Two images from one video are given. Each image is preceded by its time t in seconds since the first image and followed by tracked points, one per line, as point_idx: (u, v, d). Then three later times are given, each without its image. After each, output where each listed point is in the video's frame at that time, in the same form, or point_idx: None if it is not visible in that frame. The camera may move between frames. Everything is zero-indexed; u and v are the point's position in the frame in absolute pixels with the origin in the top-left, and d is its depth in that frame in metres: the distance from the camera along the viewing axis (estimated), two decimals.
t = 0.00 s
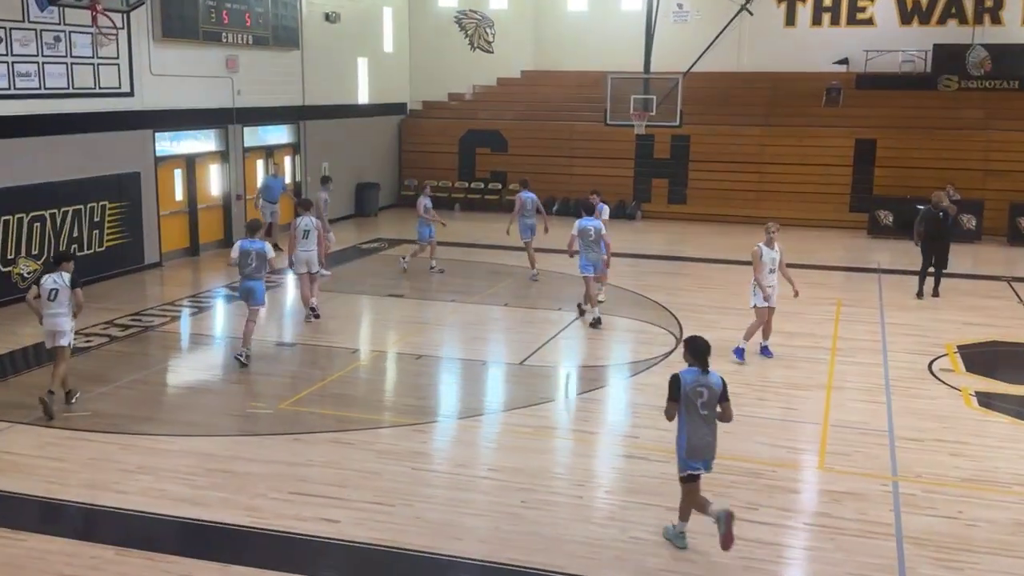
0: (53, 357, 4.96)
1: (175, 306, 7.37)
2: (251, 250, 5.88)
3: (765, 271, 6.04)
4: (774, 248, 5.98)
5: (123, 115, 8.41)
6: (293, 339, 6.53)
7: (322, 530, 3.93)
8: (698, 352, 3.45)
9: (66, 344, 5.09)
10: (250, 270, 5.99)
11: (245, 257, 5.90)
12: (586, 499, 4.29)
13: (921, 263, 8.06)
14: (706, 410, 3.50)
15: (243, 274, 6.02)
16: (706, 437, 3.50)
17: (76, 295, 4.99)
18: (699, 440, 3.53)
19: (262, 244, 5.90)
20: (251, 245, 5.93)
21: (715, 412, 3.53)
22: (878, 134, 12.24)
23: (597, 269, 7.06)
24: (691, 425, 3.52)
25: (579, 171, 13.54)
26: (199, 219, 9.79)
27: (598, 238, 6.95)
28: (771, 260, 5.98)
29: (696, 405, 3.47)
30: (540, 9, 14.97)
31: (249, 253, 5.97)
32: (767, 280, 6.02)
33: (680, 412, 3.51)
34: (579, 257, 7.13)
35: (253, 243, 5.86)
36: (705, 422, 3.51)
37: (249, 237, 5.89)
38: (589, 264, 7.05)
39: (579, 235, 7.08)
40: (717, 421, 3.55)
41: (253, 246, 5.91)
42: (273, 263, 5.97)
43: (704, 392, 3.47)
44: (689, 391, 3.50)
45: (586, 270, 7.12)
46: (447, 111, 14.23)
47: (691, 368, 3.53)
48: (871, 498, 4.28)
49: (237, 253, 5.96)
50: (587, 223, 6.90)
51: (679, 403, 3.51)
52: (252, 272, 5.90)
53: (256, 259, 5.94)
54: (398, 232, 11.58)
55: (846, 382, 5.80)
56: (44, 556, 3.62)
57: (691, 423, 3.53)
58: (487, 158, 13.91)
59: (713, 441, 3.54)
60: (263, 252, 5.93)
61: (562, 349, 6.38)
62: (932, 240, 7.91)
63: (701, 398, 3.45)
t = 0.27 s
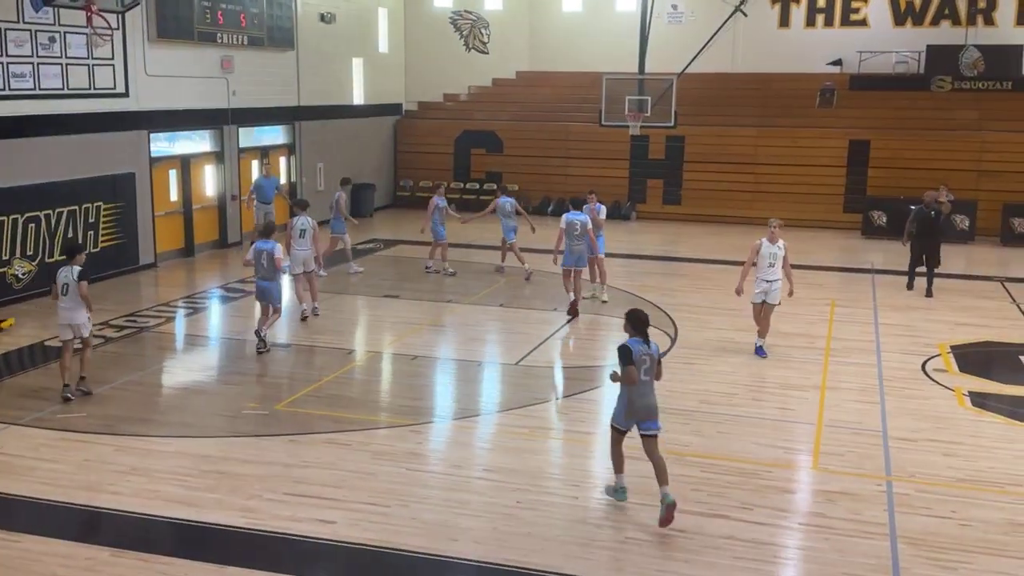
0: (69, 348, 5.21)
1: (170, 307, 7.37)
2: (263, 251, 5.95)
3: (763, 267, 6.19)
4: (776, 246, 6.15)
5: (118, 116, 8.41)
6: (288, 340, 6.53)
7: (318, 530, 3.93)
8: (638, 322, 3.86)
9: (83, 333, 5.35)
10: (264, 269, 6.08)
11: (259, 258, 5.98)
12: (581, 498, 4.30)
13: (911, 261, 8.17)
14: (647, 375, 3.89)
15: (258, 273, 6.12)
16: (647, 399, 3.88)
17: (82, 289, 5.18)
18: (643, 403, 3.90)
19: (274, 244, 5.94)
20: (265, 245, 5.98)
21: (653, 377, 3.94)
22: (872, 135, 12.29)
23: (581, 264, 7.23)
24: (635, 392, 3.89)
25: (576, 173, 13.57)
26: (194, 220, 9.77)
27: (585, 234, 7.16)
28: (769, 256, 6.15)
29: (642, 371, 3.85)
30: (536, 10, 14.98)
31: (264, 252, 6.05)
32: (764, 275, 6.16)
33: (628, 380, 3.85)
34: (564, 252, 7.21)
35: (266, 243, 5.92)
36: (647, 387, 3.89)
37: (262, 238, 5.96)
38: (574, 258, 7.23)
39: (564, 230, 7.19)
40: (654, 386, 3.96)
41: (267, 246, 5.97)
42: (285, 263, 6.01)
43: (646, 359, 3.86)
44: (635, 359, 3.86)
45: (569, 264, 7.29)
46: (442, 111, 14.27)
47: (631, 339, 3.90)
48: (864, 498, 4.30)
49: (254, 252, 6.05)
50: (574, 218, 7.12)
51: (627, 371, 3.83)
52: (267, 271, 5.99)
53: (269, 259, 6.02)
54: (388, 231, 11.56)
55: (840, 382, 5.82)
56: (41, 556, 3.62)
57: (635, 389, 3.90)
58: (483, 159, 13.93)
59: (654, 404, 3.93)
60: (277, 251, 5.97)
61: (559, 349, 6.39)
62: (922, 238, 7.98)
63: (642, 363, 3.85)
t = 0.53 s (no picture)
0: (75, 355, 5.32)
1: (154, 319, 7.33)
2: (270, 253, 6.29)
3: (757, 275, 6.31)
4: (769, 254, 6.28)
5: (104, 127, 8.38)
6: (275, 352, 6.50)
7: (304, 544, 3.90)
8: (574, 323, 4.15)
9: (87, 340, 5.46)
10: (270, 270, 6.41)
11: (266, 259, 6.31)
12: (568, 510, 4.29)
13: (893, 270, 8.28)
14: (588, 370, 4.19)
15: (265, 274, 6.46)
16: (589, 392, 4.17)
17: (88, 296, 5.31)
18: (587, 397, 4.19)
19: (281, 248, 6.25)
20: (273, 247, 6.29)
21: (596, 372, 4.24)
22: (856, 147, 12.38)
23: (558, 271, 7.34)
24: (579, 388, 4.18)
25: (563, 184, 13.61)
26: (180, 231, 9.73)
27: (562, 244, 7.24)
28: (761, 264, 6.29)
29: (580, 367, 4.16)
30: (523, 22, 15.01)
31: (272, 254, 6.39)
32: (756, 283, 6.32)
33: (567, 375, 4.18)
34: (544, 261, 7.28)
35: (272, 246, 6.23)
36: (589, 382, 4.18)
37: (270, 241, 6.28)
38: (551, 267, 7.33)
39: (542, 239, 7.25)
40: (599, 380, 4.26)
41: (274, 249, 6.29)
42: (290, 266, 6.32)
43: (583, 355, 4.16)
44: (573, 356, 4.18)
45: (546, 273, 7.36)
46: (430, 123, 14.28)
47: (571, 339, 4.24)
48: (852, 508, 4.31)
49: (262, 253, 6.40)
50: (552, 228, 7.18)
51: (565, 368, 4.18)
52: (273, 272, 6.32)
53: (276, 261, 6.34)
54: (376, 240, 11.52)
55: (828, 392, 5.83)
56: (23, 571, 3.58)
57: (578, 384, 4.20)
58: (470, 169, 13.99)
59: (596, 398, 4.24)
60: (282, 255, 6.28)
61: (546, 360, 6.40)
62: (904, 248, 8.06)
63: (577, 359, 4.16)
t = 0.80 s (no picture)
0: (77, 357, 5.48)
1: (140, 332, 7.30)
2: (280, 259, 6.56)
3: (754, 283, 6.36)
4: (767, 262, 6.28)
5: (91, 139, 8.37)
6: (262, 365, 6.48)
7: (291, 558, 3.88)
8: (527, 319, 4.46)
9: (82, 343, 5.58)
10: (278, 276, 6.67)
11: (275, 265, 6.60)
12: (557, 523, 4.28)
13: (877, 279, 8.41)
14: (539, 362, 4.51)
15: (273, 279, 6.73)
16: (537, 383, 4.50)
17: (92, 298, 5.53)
18: (535, 387, 4.52)
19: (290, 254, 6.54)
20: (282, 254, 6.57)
21: (546, 365, 4.55)
22: (842, 160, 12.43)
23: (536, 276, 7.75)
24: (529, 379, 4.50)
25: (551, 197, 13.58)
26: (166, 243, 9.70)
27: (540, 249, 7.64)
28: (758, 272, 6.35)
29: (531, 359, 4.48)
30: (512, 36, 15.11)
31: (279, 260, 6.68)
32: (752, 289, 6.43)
33: (518, 365, 4.49)
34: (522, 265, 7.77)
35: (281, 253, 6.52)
36: (538, 373, 4.50)
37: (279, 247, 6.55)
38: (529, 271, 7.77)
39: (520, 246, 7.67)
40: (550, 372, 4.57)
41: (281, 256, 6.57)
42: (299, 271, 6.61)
43: (536, 348, 4.49)
44: (525, 349, 4.49)
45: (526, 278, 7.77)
46: (419, 135, 14.25)
47: (525, 333, 4.55)
48: (841, 520, 4.30)
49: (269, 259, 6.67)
50: (530, 236, 7.63)
51: (517, 359, 4.51)
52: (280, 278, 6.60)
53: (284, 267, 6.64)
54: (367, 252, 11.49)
55: (816, 404, 5.84)
56: None
57: (527, 375, 4.51)
58: (457, 182, 13.95)
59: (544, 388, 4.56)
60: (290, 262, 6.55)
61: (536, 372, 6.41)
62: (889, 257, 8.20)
63: (530, 352, 4.48)
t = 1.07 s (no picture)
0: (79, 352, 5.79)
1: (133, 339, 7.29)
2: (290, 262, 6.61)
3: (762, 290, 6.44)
4: (774, 268, 6.38)
5: (84, 146, 8.37)
6: (255, 372, 6.46)
7: (285, 566, 3.87)
8: (492, 303, 4.84)
9: (88, 336, 5.93)
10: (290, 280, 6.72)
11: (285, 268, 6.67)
12: (549, 530, 4.28)
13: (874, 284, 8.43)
14: (501, 343, 4.91)
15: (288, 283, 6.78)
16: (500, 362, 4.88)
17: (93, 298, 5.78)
18: (497, 364, 4.92)
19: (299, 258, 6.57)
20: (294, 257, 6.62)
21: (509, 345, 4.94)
22: (836, 166, 12.46)
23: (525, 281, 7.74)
24: (491, 357, 4.89)
25: (544, 204, 13.57)
26: (159, 251, 9.67)
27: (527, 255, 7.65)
28: (767, 277, 6.44)
29: (496, 340, 4.85)
30: (505, 44, 15.12)
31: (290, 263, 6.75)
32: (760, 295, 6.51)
33: (485, 346, 4.85)
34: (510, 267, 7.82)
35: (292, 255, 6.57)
36: (500, 353, 4.91)
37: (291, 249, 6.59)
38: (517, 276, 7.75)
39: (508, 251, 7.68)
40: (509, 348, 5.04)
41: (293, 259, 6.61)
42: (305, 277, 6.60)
43: (501, 331, 4.86)
44: (492, 331, 4.85)
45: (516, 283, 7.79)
46: (413, 142, 14.21)
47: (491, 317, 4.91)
48: (836, 526, 4.30)
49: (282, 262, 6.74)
50: (517, 242, 7.57)
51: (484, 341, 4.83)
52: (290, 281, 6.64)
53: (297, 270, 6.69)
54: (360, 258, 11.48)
55: (811, 411, 5.84)
56: None
57: (491, 354, 4.90)
58: (450, 189, 13.92)
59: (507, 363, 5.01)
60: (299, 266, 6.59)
61: (531, 379, 6.40)
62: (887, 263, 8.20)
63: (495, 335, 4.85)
